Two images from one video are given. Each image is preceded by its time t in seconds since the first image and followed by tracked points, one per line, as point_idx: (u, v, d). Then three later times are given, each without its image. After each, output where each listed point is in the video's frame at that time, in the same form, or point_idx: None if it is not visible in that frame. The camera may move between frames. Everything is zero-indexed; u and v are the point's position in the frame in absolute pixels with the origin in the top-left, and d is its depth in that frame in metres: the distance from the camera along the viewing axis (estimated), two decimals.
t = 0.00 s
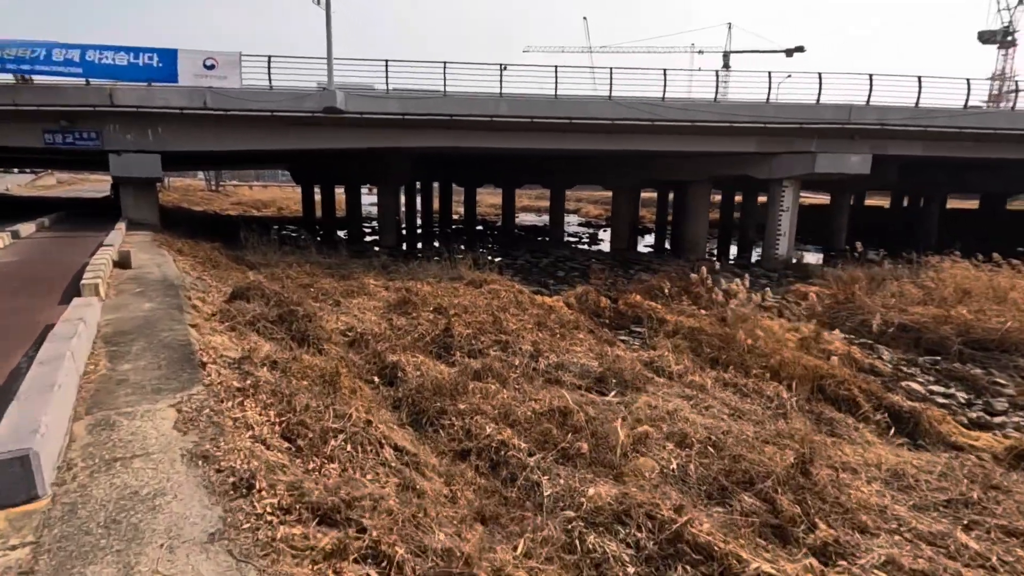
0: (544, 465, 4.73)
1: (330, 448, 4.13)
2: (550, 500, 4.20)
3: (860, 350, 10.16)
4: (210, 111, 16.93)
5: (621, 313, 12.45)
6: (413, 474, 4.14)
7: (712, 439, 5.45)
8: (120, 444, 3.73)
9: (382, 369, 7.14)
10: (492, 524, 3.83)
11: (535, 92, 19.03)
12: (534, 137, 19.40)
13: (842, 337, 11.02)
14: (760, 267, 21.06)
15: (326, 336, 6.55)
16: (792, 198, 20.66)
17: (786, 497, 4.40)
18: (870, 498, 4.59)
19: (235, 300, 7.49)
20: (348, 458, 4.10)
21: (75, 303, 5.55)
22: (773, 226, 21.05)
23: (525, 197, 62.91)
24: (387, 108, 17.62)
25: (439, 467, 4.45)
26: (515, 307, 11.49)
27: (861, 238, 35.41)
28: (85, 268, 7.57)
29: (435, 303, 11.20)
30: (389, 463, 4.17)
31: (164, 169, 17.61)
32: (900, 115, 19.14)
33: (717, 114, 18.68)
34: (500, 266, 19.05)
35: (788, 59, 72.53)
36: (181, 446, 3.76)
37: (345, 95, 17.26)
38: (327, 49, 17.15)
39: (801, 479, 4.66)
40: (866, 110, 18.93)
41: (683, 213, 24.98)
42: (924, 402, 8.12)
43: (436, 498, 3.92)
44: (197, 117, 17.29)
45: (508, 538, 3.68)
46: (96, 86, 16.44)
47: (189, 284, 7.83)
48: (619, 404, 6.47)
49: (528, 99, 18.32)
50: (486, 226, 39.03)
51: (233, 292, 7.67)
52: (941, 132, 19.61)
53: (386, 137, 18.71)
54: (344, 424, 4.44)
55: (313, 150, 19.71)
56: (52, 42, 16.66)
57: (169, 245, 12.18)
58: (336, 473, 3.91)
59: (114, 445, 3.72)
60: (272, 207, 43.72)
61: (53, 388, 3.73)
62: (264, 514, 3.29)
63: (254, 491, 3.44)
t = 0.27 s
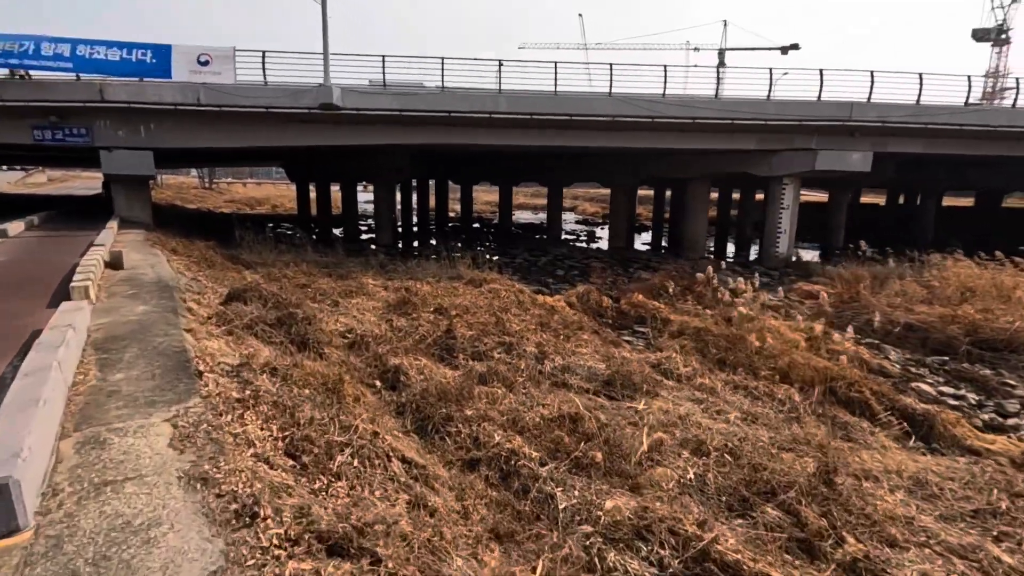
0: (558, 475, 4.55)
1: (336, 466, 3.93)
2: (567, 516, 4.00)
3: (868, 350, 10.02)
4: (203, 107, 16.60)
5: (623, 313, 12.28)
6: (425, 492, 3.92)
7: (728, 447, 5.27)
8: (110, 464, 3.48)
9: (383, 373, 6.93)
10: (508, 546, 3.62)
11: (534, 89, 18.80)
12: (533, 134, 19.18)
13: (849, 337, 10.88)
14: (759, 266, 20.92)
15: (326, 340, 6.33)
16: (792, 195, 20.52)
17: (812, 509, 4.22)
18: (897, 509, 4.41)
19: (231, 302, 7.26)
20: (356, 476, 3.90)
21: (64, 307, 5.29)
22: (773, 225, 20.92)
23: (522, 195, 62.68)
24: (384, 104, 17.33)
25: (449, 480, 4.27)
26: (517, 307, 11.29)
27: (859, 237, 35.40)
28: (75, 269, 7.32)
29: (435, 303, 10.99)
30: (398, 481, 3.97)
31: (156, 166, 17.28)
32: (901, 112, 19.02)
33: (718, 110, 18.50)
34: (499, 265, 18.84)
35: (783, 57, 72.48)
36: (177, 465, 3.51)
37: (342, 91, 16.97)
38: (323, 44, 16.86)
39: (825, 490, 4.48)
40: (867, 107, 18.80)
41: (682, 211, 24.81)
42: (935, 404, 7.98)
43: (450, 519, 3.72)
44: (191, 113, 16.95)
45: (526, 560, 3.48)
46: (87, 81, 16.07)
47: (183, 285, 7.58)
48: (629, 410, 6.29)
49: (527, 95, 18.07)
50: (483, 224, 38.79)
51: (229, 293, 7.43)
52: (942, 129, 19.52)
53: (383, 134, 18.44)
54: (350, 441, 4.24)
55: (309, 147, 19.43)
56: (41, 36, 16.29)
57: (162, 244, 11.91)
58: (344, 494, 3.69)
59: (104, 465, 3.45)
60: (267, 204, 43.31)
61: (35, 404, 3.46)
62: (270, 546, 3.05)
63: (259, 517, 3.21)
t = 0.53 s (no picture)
0: (581, 486, 4.33)
1: (352, 484, 3.70)
2: (595, 532, 3.77)
3: (883, 349, 9.79)
4: (201, 102, 16.28)
5: (631, 312, 12.04)
6: (446, 511, 3.68)
7: (754, 455, 5.04)
8: (107, 485, 3.22)
9: (390, 376, 6.69)
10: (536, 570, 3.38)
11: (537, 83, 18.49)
12: (536, 130, 18.90)
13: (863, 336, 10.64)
14: (764, 263, 20.71)
15: (332, 343, 6.09)
16: (797, 192, 20.29)
17: (852, 524, 4.00)
18: (939, 521, 4.18)
19: (232, 302, 7.00)
20: (373, 495, 3.66)
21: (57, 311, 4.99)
22: (779, 221, 20.69)
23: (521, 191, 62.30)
24: (385, 99, 17.02)
25: (468, 492, 4.05)
26: (523, 306, 11.05)
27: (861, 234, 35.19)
28: (70, 268, 7.04)
29: (440, 302, 10.74)
30: (417, 500, 3.73)
31: (153, 163, 16.96)
32: (908, 107, 18.77)
33: (724, 105, 18.23)
34: (502, 262, 18.59)
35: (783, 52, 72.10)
36: (181, 487, 3.25)
37: (342, 86, 16.64)
38: (323, 38, 16.54)
39: (862, 503, 4.25)
40: (874, 102, 18.54)
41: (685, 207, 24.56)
42: (957, 406, 7.75)
43: (475, 543, 3.48)
44: (188, 108, 16.63)
45: None
46: (82, 75, 15.74)
47: (183, 285, 7.32)
48: (647, 415, 6.07)
49: (530, 90, 17.78)
50: (483, 220, 38.49)
51: (229, 293, 7.18)
52: (949, 124, 19.28)
53: (384, 129, 18.13)
54: (365, 455, 4.01)
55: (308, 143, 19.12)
56: (35, 29, 15.94)
57: (160, 242, 11.63)
58: (362, 517, 3.46)
59: (100, 486, 3.20)
60: (265, 201, 42.94)
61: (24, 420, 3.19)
62: None
63: (273, 547, 2.96)
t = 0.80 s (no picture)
0: (601, 498, 4.14)
1: (366, 506, 3.49)
2: (620, 553, 3.57)
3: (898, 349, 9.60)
4: (201, 97, 16.03)
5: (639, 312, 11.85)
6: (464, 533, 3.48)
7: (779, 464, 4.85)
8: (102, 510, 3.01)
9: (397, 380, 6.50)
10: None
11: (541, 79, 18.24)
12: (540, 126, 18.65)
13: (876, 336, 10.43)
14: (771, 261, 20.50)
15: (339, 347, 5.90)
16: (804, 189, 20.05)
17: (890, 545, 3.79)
18: (978, 538, 3.97)
19: (235, 304, 6.80)
20: (388, 518, 3.46)
21: (51, 316, 4.76)
22: (785, 219, 20.48)
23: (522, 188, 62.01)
24: (387, 94, 16.76)
25: (485, 507, 3.89)
26: (530, 306, 10.86)
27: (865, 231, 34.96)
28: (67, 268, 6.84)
29: (446, 302, 10.55)
30: (435, 522, 3.52)
31: (152, 159, 16.74)
32: (918, 103, 18.51)
33: (731, 101, 17.97)
34: (505, 260, 18.40)
35: (785, 49, 71.78)
36: (182, 515, 3.03)
37: (343, 82, 16.39)
38: (324, 32, 16.28)
39: (897, 519, 4.05)
40: (883, 98, 18.28)
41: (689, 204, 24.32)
42: (978, 410, 7.54)
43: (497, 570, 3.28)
44: (188, 103, 16.38)
45: None
46: (80, 70, 15.49)
47: (184, 286, 7.13)
48: (664, 422, 5.87)
49: (535, 85, 17.51)
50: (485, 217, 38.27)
51: (232, 294, 6.99)
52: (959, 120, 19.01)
53: (386, 125, 17.90)
54: (378, 473, 3.81)
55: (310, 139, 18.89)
56: (33, 25, 15.67)
57: (160, 240, 11.44)
58: (377, 544, 3.24)
59: (95, 513, 2.99)
60: (265, 197, 42.71)
61: (12, 441, 2.99)
62: None
63: None
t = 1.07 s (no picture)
0: (622, 510, 3.93)
1: (377, 530, 3.25)
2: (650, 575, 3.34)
3: (912, 348, 9.40)
4: (197, 93, 15.73)
5: (645, 311, 11.63)
6: (483, 554, 3.25)
7: (804, 471, 4.64)
8: (88, 536, 2.77)
9: (402, 383, 6.28)
10: None
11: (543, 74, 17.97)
12: (542, 122, 18.40)
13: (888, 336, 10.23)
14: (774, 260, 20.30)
15: (342, 350, 5.67)
16: (809, 187, 19.85)
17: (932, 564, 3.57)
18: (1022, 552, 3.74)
19: (233, 304, 6.56)
20: (401, 540, 3.22)
21: (34, 318, 4.48)
22: (789, 217, 20.28)
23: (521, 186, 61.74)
24: (387, 90, 16.48)
25: (500, 522, 3.67)
26: (534, 306, 10.63)
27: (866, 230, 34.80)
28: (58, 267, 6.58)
29: (449, 301, 10.31)
30: (451, 544, 3.29)
31: (148, 156, 16.45)
32: (924, 100, 18.29)
33: (735, 98, 17.73)
34: (507, 258, 18.17)
35: (783, 47, 71.52)
36: (175, 544, 2.77)
37: (343, 77, 16.11)
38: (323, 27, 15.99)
39: (937, 534, 3.83)
40: (889, 94, 18.06)
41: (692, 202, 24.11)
42: (998, 412, 7.33)
43: None
44: (184, 99, 16.09)
45: None
46: (74, 65, 15.15)
47: (180, 285, 6.88)
48: (679, 427, 5.66)
49: (537, 81, 17.24)
50: (484, 216, 38.00)
51: (229, 294, 6.74)
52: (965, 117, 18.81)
53: (386, 122, 17.63)
54: (389, 490, 3.57)
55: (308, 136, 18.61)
56: (25, 20, 15.24)
57: (156, 238, 11.17)
58: (391, 569, 3.01)
59: (79, 541, 2.73)
60: (262, 196, 42.37)
61: None
62: None
63: None
